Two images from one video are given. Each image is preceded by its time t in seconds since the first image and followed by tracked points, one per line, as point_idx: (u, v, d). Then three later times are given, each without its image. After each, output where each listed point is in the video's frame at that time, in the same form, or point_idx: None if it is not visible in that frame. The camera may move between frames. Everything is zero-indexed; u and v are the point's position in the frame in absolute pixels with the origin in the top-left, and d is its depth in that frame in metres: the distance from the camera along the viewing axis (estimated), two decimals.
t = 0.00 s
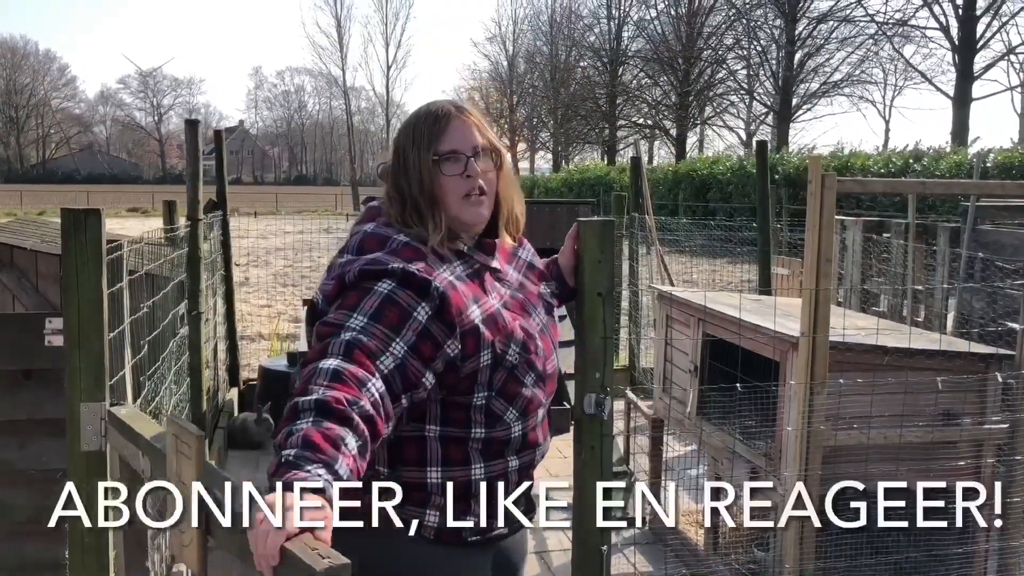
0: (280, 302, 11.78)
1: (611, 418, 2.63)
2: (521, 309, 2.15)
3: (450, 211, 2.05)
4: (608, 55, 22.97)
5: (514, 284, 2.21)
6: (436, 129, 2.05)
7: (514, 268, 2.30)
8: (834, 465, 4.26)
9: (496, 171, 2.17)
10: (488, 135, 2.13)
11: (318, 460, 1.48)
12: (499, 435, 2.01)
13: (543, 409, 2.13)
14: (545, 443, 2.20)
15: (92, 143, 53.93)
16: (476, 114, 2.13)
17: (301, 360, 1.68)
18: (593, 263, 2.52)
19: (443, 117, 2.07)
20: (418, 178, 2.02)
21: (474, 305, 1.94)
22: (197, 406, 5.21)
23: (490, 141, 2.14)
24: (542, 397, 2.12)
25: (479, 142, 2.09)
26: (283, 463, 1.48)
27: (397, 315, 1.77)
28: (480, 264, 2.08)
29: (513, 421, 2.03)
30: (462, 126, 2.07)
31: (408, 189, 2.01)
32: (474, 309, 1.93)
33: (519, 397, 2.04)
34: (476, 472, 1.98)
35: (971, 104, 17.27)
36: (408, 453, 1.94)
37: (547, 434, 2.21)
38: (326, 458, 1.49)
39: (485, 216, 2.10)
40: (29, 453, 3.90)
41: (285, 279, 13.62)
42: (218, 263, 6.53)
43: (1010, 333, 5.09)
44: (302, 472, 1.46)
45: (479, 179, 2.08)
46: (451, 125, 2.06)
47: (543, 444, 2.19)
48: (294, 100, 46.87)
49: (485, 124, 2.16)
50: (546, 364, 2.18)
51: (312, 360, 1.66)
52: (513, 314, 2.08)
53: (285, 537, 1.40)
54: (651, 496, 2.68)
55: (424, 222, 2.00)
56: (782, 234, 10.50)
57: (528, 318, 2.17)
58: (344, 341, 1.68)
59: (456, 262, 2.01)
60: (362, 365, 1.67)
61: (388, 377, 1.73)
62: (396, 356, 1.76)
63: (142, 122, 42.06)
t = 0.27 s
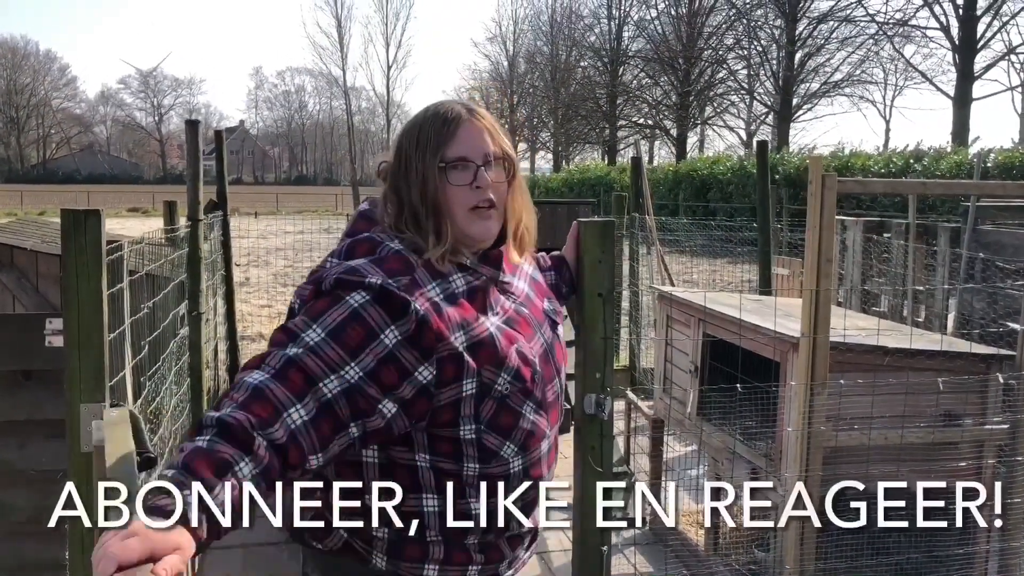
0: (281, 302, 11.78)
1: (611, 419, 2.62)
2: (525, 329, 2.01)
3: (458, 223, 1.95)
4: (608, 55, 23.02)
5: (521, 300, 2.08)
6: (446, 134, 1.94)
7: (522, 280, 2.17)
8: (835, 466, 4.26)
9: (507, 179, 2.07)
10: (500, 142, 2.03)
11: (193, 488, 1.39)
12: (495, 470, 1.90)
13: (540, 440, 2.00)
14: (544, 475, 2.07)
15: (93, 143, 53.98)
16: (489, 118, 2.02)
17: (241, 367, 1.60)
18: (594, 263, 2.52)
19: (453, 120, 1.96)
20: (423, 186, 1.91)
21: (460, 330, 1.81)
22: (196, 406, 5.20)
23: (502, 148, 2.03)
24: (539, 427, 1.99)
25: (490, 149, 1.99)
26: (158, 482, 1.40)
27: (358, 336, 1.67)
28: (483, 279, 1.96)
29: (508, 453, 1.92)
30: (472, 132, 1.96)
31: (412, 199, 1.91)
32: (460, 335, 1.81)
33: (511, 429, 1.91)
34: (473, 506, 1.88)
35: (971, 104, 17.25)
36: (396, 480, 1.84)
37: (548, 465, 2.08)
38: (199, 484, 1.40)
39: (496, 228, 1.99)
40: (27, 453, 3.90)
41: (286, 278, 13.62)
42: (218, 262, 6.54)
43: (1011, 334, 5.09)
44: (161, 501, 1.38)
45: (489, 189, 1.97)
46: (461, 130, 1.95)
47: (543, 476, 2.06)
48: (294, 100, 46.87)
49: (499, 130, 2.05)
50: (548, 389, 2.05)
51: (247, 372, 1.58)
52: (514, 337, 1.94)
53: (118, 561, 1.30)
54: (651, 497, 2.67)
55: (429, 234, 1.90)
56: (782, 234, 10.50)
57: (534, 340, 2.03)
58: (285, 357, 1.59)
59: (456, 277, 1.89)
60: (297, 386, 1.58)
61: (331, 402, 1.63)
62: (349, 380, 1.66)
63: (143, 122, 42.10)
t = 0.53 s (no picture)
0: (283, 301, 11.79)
1: (613, 418, 2.62)
2: (517, 329, 1.92)
3: (455, 218, 1.87)
4: (611, 54, 23.00)
5: (519, 298, 2.00)
6: (447, 124, 1.86)
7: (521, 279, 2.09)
8: (838, 465, 4.25)
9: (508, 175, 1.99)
10: (501, 136, 1.95)
11: (155, 492, 1.40)
12: (482, 478, 1.82)
13: (534, 447, 1.90)
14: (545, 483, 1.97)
15: (96, 143, 54.01)
16: (491, 109, 1.94)
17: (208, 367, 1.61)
18: (597, 262, 2.52)
19: (453, 110, 1.88)
20: (421, 179, 1.83)
21: (434, 328, 1.72)
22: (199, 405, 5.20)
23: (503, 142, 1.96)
24: (534, 433, 1.89)
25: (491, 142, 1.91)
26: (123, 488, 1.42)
27: (319, 336, 1.63)
28: (474, 275, 1.87)
29: (496, 460, 1.84)
30: (473, 123, 1.89)
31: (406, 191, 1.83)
32: (434, 333, 1.72)
33: (499, 435, 1.82)
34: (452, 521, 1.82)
35: (975, 103, 17.22)
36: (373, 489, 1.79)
37: (549, 473, 1.99)
38: (165, 490, 1.40)
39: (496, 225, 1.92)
40: (30, 452, 3.91)
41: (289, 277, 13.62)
42: (221, 261, 6.54)
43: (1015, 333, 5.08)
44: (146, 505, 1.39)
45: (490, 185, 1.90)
46: (461, 121, 1.88)
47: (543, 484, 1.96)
48: (297, 100, 46.86)
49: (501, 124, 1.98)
50: (546, 393, 1.94)
51: (210, 374, 1.58)
52: (503, 336, 1.84)
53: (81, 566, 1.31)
54: (652, 497, 2.66)
55: (426, 229, 1.82)
56: (785, 233, 10.49)
57: (529, 340, 1.93)
58: (246, 358, 1.58)
59: (440, 272, 1.80)
60: (253, 388, 1.56)
61: (290, 404, 1.60)
62: (310, 383, 1.62)
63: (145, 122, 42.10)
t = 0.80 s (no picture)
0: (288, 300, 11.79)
1: (618, 417, 2.62)
2: (507, 329, 1.90)
3: (443, 217, 1.87)
4: (615, 53, 22.97)
5: (510, 300, 1.99)
6: (432, 121, 1.86)
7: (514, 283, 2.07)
8: (843, 464, 4.25)
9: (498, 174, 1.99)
10: (490, 134, 1.95)
11: (153, 493, 1.39)
12: (473, 483, 1.79)
13: (527, 450, 1.87)
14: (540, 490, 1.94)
15: (100, 142, 54.07)
16: (479, 107, 1.94)
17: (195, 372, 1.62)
18: (602, 260, 2.52)
19: (440, 107, 1.88)
20: (408, 176, 1.83)
21: (418, 327, 1.70)
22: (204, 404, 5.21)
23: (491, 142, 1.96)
24: (526, 436, 1.86)
25: (479, 140, 1.91)
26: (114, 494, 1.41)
27: (302, 337, 1.63)
28: (462, 274, 1.87)
29: (485, 464, 1.81)
30: (460, 121, 1.88)
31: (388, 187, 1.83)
32: (416, 330, 1.70)
33: (488, 438, 1.80)
34: (437, 530, 1.78)
35: (980, 102, 17.17)
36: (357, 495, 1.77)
37: (546, 479, 1.95)
38: (163, 490, 1.40)
39: (485, 224, 1.92)
40: (36, 450, 3.92)
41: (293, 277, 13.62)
42: (226, 259, 6.55)
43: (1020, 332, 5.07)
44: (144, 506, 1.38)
45: (479, 183, 1.90)
46: (448, 118, 1.87)
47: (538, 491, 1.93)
48: (301, 98, 46.87)
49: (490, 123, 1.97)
50: (539, 397, 1.92)
51: (196, 378, 1.58)
52: (490, 337, 1.82)
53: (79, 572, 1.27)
54: (655, 497, 2.64)
55: (412, 226, 1.81)
56: (790, 232, 10.47)
57: (519, 342, 1.91)
58: (230, 361, 1.58)
59: (425, 271, 1.79)
60: (238, 390, 1.56)
61: (273, 407, 1.60)
62: (294, 385, 1.62)
63: (150, 120, 42.13)
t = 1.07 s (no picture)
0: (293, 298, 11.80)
1: (622, 416, 2.62)
2: (501, 324, 1.89)
3: (429, 221, 1.86)
4: (620, 51, 22.96)
5: (504, 298, 1.98)
6: (414, 126, 1.85)
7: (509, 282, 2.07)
8: (849, 463, 4.25)
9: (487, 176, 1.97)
10: (475, 136, 1.93)
11: (151, 492, 1.40)
12: (471, 478, 1.78)
13: (527, 445, 1.85)
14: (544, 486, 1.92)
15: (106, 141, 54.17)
16: (463, 109, 1.93)
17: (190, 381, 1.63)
18: (607, 258, 2.52)
19: (421, 111, 1.86)
20: (390, 183, 1.83)
21: (407, 321, 1.70)
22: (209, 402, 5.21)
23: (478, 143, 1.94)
24: (525, 430, 1.85)
25: (463, 142, 1.89)
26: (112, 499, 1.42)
27: (293, 338, 1.64)
28: (451, 273, 1.86)
29: (484, 460, 1.79)
30: (442, 124, 1.87)
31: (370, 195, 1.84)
32: (405, 326, 1.70)
33: (485, 433, 1.78)
34: (436, 529, 1.77)
35: (987, 101, 17.12)
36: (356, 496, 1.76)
37: (550, 475, 1.93)
38: (162, 490, 1.41)
39: (473, 228, 1.91)
40: (41, 448, 3.92)
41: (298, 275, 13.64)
42: (231, 258, 6.55)
43: None
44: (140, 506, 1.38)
45: (463, 186, 1.89)
46: (429, 122, 1.86)
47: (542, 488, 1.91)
48: (306, 97, 46.91)
49: (475, 124, 1.96)
50: (536, 391, 1.90)
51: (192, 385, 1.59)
52: (484, 332, 1.82)
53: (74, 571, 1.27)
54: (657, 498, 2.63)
55: (395, 233, 1.81)
56: (795, 231, 10.45)
57: (515, 337, 1.90)
58: (222, 365, 1.59)
59: (414, 270, 1.80)
60: (231, 393, 1.56)
61: (268, 410, 1.60)
62: (286, 386, 1.62)
63: (156, 119, 42.19)
